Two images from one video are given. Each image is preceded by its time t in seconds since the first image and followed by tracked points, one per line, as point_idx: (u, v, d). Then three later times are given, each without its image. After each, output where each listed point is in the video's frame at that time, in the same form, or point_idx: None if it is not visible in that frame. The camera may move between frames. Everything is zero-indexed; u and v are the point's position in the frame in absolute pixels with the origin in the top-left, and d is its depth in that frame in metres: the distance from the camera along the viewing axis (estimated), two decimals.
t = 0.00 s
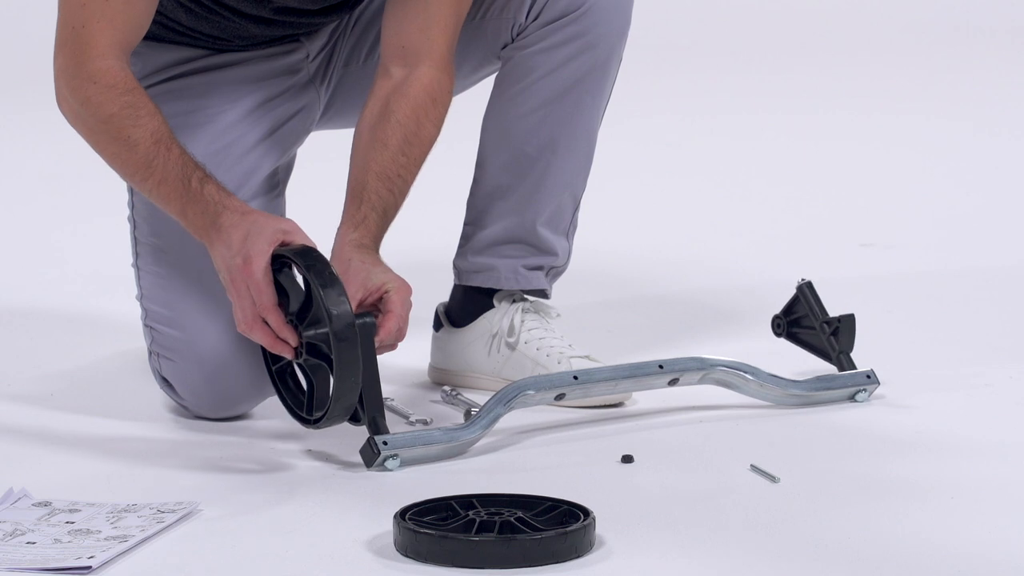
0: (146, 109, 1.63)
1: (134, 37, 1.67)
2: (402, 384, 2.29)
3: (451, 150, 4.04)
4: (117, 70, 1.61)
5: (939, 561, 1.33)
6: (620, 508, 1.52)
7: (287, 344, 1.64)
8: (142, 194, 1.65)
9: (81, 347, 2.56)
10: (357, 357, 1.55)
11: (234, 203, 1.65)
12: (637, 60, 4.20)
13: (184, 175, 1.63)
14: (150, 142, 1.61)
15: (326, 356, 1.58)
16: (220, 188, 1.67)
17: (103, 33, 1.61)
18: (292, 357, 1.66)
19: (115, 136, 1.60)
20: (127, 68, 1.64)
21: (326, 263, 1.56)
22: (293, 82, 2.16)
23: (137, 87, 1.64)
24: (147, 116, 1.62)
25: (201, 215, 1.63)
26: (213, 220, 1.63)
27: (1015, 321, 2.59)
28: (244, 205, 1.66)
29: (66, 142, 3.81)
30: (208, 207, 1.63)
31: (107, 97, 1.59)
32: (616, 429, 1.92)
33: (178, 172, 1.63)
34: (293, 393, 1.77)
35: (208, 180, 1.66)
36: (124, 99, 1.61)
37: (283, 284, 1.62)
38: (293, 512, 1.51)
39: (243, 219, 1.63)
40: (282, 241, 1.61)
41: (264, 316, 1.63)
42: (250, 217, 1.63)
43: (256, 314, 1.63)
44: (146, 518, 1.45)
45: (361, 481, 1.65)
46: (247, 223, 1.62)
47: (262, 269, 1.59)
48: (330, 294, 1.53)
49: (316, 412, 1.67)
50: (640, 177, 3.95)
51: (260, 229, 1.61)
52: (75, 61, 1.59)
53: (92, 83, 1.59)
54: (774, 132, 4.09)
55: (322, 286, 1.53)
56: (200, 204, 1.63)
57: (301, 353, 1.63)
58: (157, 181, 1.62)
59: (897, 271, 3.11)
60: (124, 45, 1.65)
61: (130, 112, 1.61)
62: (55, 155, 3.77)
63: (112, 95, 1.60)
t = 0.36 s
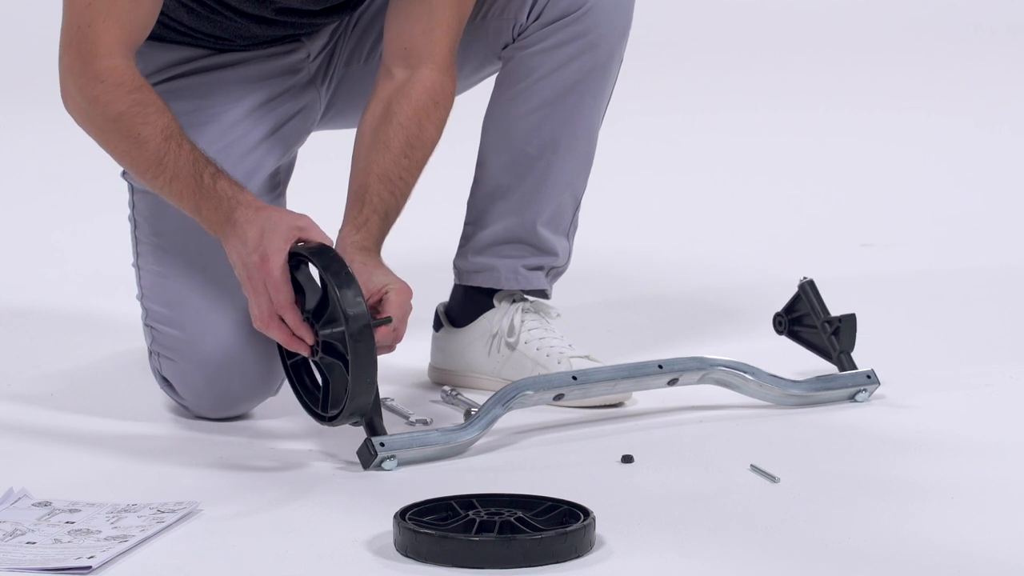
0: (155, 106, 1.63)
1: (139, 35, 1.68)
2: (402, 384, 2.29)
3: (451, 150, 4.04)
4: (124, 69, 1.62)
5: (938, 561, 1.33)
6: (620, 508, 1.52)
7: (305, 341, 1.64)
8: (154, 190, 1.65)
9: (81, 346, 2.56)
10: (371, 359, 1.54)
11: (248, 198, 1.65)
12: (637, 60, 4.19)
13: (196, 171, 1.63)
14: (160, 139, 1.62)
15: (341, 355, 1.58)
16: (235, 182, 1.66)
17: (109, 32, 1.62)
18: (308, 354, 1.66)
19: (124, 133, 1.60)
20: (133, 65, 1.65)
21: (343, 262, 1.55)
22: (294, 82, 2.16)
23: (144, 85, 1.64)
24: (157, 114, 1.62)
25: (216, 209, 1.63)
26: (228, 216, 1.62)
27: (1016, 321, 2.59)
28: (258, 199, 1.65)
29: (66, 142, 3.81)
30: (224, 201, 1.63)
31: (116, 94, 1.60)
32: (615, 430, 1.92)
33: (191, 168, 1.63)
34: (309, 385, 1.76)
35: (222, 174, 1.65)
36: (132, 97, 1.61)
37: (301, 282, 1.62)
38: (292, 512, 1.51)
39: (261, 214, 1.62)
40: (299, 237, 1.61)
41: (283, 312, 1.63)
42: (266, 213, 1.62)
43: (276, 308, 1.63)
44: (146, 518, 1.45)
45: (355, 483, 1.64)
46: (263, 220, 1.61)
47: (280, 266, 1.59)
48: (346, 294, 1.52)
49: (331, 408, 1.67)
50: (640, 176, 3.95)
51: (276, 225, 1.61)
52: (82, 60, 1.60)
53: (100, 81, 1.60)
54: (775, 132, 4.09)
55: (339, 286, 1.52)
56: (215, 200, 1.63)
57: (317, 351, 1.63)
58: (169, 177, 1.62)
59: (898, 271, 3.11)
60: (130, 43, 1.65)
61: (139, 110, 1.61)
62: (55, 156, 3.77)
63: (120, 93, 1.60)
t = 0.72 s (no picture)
0: (151, 112, 1.64)
1: (141, 35, 1.68)
2: (402, 384, 2.29)
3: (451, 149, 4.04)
4: (124, 71, 1.62)
5: (938, 561, 1.33)
6: (620, 508, 1.52)
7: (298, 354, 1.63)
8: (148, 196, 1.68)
9: (81, 346, 2.56)
10: (357, 356, 1.53)
11: (232, 209, 1.64)
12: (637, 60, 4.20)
13: (182, 180, 1.64)
14: (152, 147, 1.63)
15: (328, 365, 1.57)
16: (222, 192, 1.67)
17: (110, 34, 1.62)
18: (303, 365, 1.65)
19: (119, 138, 1.62)
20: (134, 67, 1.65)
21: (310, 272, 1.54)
22: (296, 82, 2.16)
23: (143, 89, 1.64)
24: (152, 121, 1.63)
25: (198, 218, 1.64)
26: (212, 229, 1.63)
27: (1016, 321, 2.59)
28: (242, 212, 1.64)
29: (66, 142, 3.81)
30: (207, 210, 1.63)
31: (112, 100, 1.61)
32: (616, 429, 1.92)
33: (177, 176, 1.64)
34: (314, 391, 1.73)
35: (208, 184, 1.66)
36: (128, 102, 1.62)
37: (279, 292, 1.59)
38: (293, 512, 1.50)
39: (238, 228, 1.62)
40: (274, 251, 1.60)
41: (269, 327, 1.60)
42: (245, 226, 1.61)
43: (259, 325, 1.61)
44: (146, 518, 1.45)
45: (358, 483, 1.64)
46: (241, 233, 1.61)
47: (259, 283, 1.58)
48: (316, 306, 1.51)
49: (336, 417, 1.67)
50: (640, 176, 3.95)
51: (253, 239, 1.60)
52: (85, 61, 1.60)
53: (99, 84, 1.60)
54: (775, 132, 4.09)
55: (309, 297, 1.52)
56: (199, 211, 1.64)
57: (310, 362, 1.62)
58: (160, 185, 1.64)
59: (898, 271, 3.11)
60: (132, 44, 1.66)
61: (134, 116, 1.62)
62: (56, 156, 3.77)
63: (118, 97, 1.61)
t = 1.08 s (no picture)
0: (146, 129, 1.64)
1: (143, 42, 1.69)
2: (401, 385, 2.28)
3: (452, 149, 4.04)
4: (123, 85, 1.63)
5: (937, 561, 1.33)
6: (620, 508, 1.52)
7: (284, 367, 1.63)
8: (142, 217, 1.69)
9: (81, 346, 2.56)
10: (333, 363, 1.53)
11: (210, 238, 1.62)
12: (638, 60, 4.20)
13: (167, 205, 1.64)
14: (142, 164, 1.63)
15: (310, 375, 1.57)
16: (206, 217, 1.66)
17: (108, 46, 1.63)
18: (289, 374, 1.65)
19: (112, 152, 1.63)
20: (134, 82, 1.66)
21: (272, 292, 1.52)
22: (299, 81, 2.16)
23: (142, 103, 1.65)
24: (146, 138, 1.64)
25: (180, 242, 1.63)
26: (191, 256, 1.62)
27: (1017, 321, 2.59)
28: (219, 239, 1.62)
29: (67, 142, 3.81)
30: (187, 234, 1.63)
31: (107, 115, 1.62)
32: (616, 429, 1.92)
33: (162, 196, 1.65)
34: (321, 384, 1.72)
35: (191, 211, 1.65)
36: (123, 118, 1.63)
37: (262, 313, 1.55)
38: (293, 513, 1.50)
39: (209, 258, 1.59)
40: (244, 274, 1.56)
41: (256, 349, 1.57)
42: (218, 253, 1.59)
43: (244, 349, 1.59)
44: (146, 518, 1.45)
45: (359, 482, 1.64)
46: (214, 262, 1.58)
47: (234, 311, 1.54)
48: (282, 322, 1.51)
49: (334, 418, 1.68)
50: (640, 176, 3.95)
51: (222, 265, 1.57)
52: (88, 70, 1.63)
53: (96, 96, 1.62)
54: (775, 132, 4.09)
55: (273, 318, 1.51)
56: (181, 237, 1.63)
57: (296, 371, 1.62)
58: (150, 205, 1.65)
59: (898, 271, 3.11)
60: (133, 54, 1.67)
61: (127, 134, 1.63)
62: (56, 156, 3.76)
63: (112, 112, 1.62)
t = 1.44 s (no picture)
0: (141, 155, 1.68)
1: (152, 57, 1.69)
2: (400, 386, 2.28)
3: (452, 149, 4.04)
4: (125, 106, 1.65)
5: (938, 561, 1.33)
6: (620, 508, 1.52)
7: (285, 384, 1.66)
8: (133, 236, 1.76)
9: (81, 346, 2.56)
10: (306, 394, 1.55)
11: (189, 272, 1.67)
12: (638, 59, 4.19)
13: (152, 236, 1.70)
14: (135, 191, 1.68)
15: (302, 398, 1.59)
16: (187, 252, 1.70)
17: (115, 65, 1.64)
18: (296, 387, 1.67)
19: (108, 173, 1.68)
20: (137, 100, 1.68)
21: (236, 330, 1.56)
22: (296, 82, 2.15)
23: (142, 126, 1.68)
24: (141, 164, 1.68)
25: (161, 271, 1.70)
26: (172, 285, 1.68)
27: (1018, 321, 2.59)
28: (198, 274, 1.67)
29: (66, 141, 3.81)
30: (170, 267, 1.69)
31: (105, 136, 1.66)
32: (618, 429, 1.92)
33: (149, 227, 1.70)
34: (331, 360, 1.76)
35: (172, 245, 1.70)
36: (121, 142, 1.66)
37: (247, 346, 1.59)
38: (294, 513, 1.50)
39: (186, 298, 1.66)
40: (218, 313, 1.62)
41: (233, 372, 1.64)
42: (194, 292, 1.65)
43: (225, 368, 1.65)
44: (146, 518, 1.45)
45: (360, 482, 1.64)
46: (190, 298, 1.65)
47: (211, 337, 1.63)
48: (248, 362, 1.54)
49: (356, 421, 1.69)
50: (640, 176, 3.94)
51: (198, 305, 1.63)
52: (93, 87, 1.65)
53: (96, 117, 1.65)
54: (776, 131, 4.08)
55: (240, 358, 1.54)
56: (163, 268, 1.70)
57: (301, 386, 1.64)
58: (141, 229, 1.70)
59: (899, 271, 3.11)
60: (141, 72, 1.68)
61: (123, 159, 1.67)
62: (56, 155, 3.76)
63: (111, 135, 1.66)
